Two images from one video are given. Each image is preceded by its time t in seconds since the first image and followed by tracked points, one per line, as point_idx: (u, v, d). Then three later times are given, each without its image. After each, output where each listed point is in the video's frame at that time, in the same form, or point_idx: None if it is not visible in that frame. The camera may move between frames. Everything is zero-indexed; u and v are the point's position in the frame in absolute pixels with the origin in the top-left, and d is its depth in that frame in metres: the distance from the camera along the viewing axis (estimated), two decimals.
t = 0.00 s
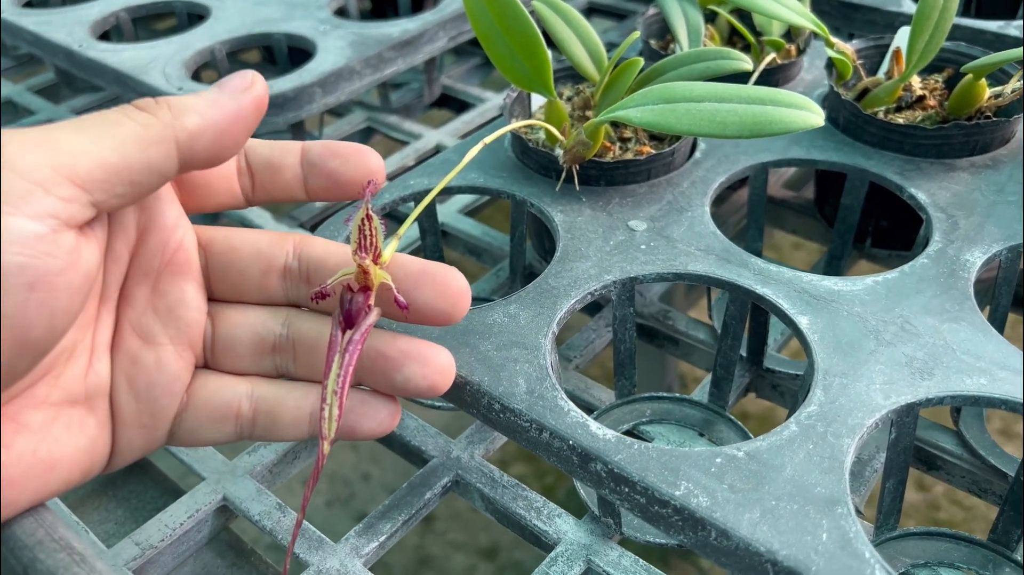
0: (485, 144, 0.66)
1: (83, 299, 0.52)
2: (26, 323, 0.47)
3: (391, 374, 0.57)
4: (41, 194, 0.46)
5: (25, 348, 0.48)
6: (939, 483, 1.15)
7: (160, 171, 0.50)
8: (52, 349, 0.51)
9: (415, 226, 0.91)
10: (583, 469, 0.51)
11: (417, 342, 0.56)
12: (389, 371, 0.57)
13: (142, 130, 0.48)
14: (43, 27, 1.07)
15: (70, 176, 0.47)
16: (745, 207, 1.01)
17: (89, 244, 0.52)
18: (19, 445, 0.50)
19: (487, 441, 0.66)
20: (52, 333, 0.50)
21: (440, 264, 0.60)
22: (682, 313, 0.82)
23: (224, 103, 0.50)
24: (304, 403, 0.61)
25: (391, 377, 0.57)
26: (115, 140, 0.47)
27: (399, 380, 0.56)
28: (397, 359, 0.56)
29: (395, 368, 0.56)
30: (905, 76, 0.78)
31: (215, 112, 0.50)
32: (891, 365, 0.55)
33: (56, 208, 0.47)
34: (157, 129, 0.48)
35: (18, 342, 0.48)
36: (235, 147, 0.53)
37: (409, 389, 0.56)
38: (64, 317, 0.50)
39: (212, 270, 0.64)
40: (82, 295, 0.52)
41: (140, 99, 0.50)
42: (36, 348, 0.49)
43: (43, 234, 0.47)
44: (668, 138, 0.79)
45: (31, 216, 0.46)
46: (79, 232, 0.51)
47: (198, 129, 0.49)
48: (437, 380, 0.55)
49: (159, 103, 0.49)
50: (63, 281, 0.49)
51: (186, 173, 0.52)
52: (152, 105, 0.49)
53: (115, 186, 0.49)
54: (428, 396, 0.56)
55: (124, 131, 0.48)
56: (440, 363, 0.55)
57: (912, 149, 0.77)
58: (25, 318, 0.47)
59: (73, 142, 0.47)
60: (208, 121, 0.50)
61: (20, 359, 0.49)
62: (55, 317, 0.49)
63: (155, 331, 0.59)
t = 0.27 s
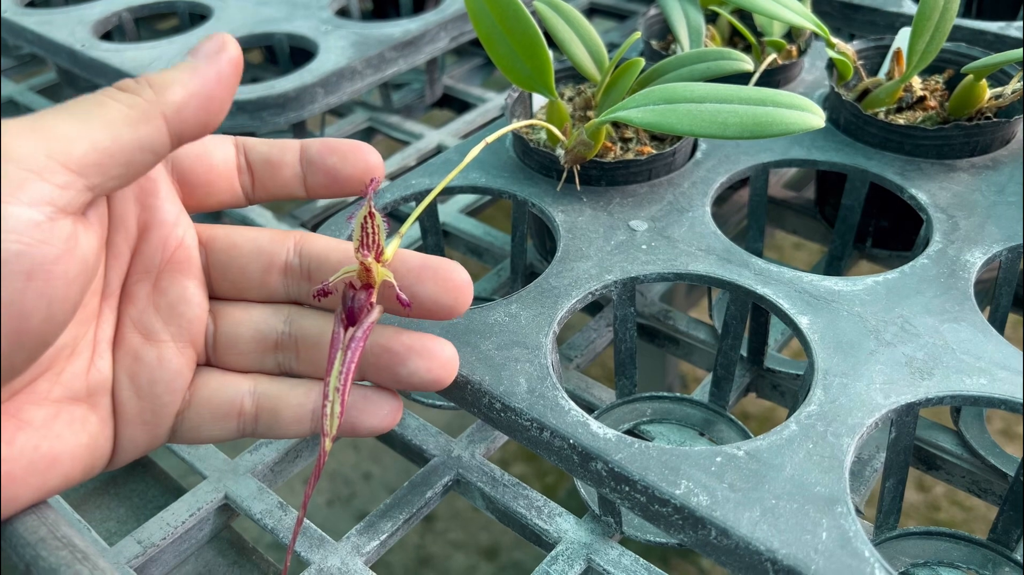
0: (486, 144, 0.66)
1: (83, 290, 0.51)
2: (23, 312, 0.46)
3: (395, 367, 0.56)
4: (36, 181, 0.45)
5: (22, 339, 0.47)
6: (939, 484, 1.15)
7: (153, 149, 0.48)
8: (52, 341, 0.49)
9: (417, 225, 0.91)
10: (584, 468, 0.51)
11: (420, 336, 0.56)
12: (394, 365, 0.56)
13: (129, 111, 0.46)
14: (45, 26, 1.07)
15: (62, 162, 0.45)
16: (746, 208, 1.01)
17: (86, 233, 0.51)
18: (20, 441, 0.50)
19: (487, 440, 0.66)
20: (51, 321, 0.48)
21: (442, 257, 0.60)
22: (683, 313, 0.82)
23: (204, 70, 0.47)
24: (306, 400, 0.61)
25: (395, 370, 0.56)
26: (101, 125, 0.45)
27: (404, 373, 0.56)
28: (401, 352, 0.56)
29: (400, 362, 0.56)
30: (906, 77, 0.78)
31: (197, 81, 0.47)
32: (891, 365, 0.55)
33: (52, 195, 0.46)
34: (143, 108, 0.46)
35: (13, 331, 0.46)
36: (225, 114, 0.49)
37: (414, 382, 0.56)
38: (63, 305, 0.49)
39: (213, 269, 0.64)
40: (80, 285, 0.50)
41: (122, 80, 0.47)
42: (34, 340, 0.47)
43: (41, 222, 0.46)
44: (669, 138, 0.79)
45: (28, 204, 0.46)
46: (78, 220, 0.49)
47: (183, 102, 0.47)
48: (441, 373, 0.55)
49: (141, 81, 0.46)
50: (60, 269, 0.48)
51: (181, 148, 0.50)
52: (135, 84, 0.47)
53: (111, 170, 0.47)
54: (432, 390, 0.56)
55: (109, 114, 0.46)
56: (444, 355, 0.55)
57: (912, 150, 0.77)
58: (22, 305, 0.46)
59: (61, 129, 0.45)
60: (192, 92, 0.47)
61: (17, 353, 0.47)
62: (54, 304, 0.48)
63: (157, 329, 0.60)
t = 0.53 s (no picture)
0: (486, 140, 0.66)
1: (70, 274, 0.50)
2: (11, 294, 0.45)
3: (394, 356, 0.56)
4: (14, 162, 0.45)
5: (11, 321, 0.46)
6: (940, 485, 1.15)
7: (126, 116, 0.48)
8: (42, 328, 0.49)
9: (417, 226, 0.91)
10: (584, 469, 0.51)
11: (420, 324, 0.56)
12: (393, 354, 0.56)
13: (93, 81, 0.46)
14: (46, 27, 1.07)
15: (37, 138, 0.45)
16: (747, 209, 1.01)
17: (69, 215, 0.50)
18: (17, 437, 0.51)
19: (487, 441, 0.66)
20: (37, 306, 0.48)
21: (439, 243, 0.60)
22: (684, 314, 0.82)
23: (154, 25, 0.47)
24: (304, 393, 0.60)
25: (395, 359, 0.56)
26: (68, 98, 0.46)
27: (404, 362, 0.55)
28: (400, 341, 0.55)
29: (399, 350, 0.56)
30: (907, 77, 0.78)
31: (152, 35, 0.47)
32: (892, 366, 0.55)
33: (33, 175, 0.46)
34: (107, 73, 0.46)
35: None
36: (185, 62, 0.50)
37: (415, 370, 0.56)
38: (49, 291, 0.48)
39: (207, 263, 0.64)
40: (66, 269, 0.50)
41: (80, 53, 0.48)
42: (24, 326, 0.47)
43: (24, 204, 0.46)
44: (670, 139, 0.79)
45: (12, 187, 0.45)
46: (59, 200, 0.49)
47: (142, 58, 0.47)
48: (442, 360, 0.55)
49: (98, 50, 0.47)
50: (44, 251, 0.47)
51: (153, 110, 0.50)
52: (93, 54, 0.47)
53: (88, 146, 0.47)
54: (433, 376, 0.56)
55: (74, 86, 0.46)
56: (445, 342, 0.55)
57: (913, 151, 0.77)
58: (10, 290, 0.45)
59: (32, 107, 0.45)
60: (149, 48, 0.47)
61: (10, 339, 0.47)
62: (40, 289, 0.48)
63: (153, 324, 0.60)
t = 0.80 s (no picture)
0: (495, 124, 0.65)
1: (43, 274, 0.49)
2: None
3: (397, 332, 0.56)
4: None
5: None
6: (941, 486, 1.15)
7: (92, 106, 0.47)
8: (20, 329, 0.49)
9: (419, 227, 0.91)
10: (585, 470, 0.51)
11: (422, 299, 0.56)
12: (395, 330, 0.56)
13: (55, 74, 0.45)
14: (49, 27, 1.07)
15: None
16: (749, 209, 1.01)
17: (39, 213, 0.49)
18: (10, 440, 0.51)
19: (489, 441, 0.66)
20: (9, 308, 0.47)
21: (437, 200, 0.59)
22: (685, 314, 0.82)
23: (113, 11, 0.46)
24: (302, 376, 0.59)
25: (398, 335, 0.56)
26: (26, 92, 0.45)
27: (408, 336, 0.56)
28: (403, 317, 0.56)
29: (401, 325, 0.56)
30: (909, 78, 0.78)
31: (110, 21, 0.46)
32: (894, 367, 0.55)
33: None
34: (67, 65, 0.45)
35: None
36: (151, 47, 0.48)
37: (418, 346, 0.56)
38: (24, 292, 0.48)
39: (201, 250, 0.64)
40: (37, 269, 0.49)
41: (42, 45, 0.47)
42: None
43: None
44: (672, 139, 0.79)
45: None
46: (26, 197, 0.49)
47: (101, 48, 0.45)
48: (446, 333, 0.56)
49: (57, 41, 0.46)
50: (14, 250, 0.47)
51: (123, 97, 0.48)
52: (53, 45, 0.46)
53: (52, 140, 0.46)
54: (437, 352, 0.57)
55: (33, 80, 0.45)
56: (447, 316, 0.56)
57: (915, 152, 0.77)
58: None
59: None
60: (108, 34, 0.45)
61: None
62: (10, 290, 0.47)
63: (147, 318, 0.59)
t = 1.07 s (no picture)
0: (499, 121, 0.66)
1: (44, 277, 0.49)
2: None
3: (399, 327, 0.56)
4: None
5: None
6: (943, 487, 1.15)
7: (94, 109, 0.47)
8: (20, 331, 0.49)
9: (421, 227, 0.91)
10: (588, 469, 0.51)
11: (426, 293, 0.57)
12: (397, 324, 0.57)
13: (56, 76, 0.45)
14: (52, 28, 1.08)
15: None
16: (750, 210, 1.01)
17: (39, 215, 0.49)
18: (11, 440, 0.50)
19: (492, 441, 0.66)
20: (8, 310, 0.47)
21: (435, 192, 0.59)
22: (687, 315, 0.82)
23: (116, 14, 0.46)
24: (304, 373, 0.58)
25: (400, 330, 0.57)
26: (27, 94, 0.45)
27: (411, 331, 0.56)
28: (405, 311, 0.56)
29: (404, 319, 0.56)
30: (910, 78, 0.78)
31: (112, 23, 0.46)
32: (896, 366, 0.55)
33: None
34: (68, 67, 0.45)
35: None
36: (153, 50, 0.48)
37: (421, 339, 0.57)
38: (23, 295, 0.48)
39: (206, 248, 0.65)
40: (37, 271, 0.49)
41: (44, 47, 0.47)
42: None
43: None
44: (674, 140, 0.79)
45: None
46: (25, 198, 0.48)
47: (102, 50, 0.46)
48: (448, 327, 0.56)
49: (59, 43, 0.46)
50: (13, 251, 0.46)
51: (125, 100, 0.48)
52: (55, 47, 0.47)
53: (53, 142, 0.46)
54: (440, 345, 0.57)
55: (33, 82, 0.45)
56: (451, 310, 0.56)
57: (917, 152, 0.77)
58: None
59: None
60: (110, 37, 0.46)
61: None
62: (9, 292, 0.47)
63: (150, 316, 0.60)
